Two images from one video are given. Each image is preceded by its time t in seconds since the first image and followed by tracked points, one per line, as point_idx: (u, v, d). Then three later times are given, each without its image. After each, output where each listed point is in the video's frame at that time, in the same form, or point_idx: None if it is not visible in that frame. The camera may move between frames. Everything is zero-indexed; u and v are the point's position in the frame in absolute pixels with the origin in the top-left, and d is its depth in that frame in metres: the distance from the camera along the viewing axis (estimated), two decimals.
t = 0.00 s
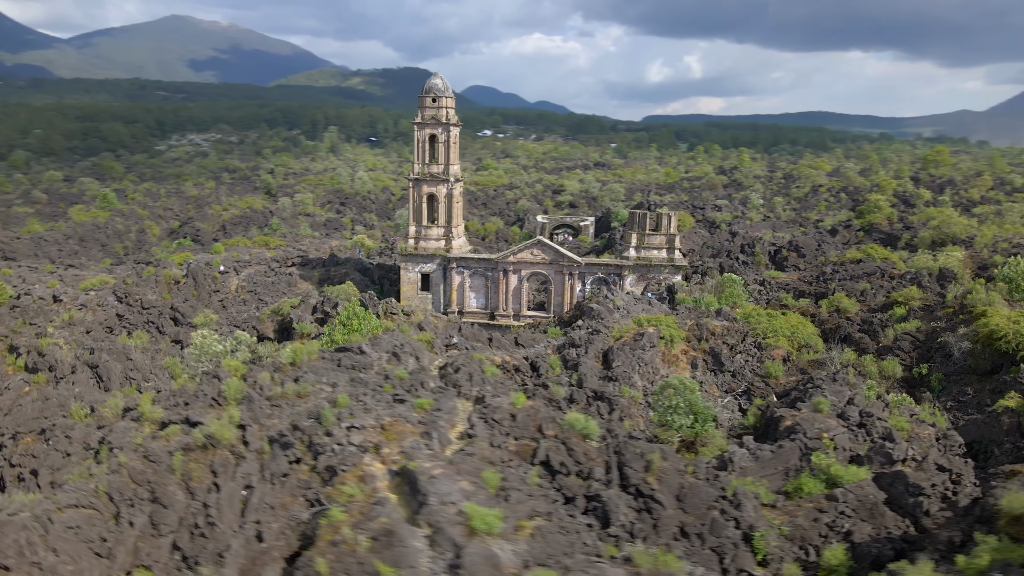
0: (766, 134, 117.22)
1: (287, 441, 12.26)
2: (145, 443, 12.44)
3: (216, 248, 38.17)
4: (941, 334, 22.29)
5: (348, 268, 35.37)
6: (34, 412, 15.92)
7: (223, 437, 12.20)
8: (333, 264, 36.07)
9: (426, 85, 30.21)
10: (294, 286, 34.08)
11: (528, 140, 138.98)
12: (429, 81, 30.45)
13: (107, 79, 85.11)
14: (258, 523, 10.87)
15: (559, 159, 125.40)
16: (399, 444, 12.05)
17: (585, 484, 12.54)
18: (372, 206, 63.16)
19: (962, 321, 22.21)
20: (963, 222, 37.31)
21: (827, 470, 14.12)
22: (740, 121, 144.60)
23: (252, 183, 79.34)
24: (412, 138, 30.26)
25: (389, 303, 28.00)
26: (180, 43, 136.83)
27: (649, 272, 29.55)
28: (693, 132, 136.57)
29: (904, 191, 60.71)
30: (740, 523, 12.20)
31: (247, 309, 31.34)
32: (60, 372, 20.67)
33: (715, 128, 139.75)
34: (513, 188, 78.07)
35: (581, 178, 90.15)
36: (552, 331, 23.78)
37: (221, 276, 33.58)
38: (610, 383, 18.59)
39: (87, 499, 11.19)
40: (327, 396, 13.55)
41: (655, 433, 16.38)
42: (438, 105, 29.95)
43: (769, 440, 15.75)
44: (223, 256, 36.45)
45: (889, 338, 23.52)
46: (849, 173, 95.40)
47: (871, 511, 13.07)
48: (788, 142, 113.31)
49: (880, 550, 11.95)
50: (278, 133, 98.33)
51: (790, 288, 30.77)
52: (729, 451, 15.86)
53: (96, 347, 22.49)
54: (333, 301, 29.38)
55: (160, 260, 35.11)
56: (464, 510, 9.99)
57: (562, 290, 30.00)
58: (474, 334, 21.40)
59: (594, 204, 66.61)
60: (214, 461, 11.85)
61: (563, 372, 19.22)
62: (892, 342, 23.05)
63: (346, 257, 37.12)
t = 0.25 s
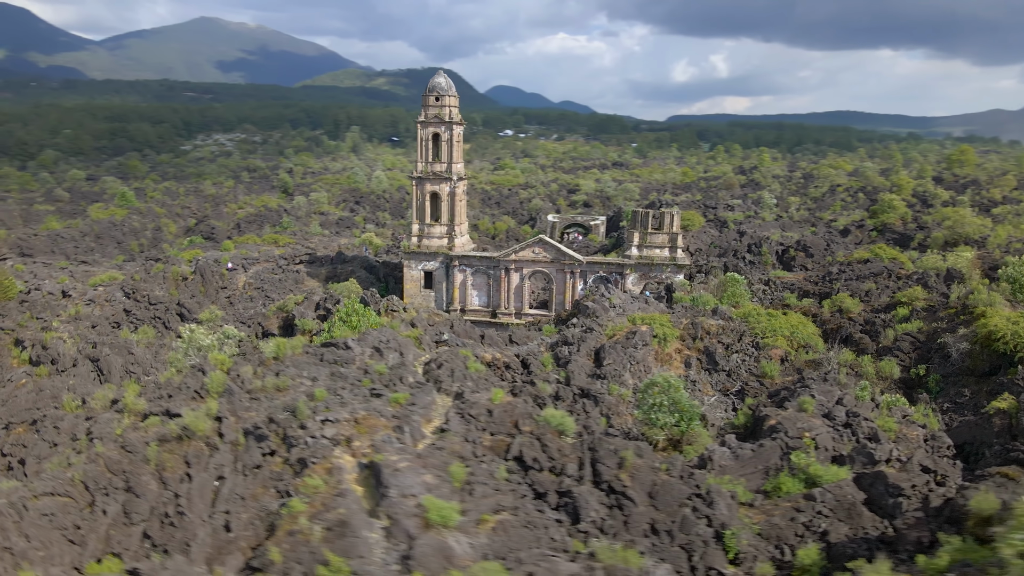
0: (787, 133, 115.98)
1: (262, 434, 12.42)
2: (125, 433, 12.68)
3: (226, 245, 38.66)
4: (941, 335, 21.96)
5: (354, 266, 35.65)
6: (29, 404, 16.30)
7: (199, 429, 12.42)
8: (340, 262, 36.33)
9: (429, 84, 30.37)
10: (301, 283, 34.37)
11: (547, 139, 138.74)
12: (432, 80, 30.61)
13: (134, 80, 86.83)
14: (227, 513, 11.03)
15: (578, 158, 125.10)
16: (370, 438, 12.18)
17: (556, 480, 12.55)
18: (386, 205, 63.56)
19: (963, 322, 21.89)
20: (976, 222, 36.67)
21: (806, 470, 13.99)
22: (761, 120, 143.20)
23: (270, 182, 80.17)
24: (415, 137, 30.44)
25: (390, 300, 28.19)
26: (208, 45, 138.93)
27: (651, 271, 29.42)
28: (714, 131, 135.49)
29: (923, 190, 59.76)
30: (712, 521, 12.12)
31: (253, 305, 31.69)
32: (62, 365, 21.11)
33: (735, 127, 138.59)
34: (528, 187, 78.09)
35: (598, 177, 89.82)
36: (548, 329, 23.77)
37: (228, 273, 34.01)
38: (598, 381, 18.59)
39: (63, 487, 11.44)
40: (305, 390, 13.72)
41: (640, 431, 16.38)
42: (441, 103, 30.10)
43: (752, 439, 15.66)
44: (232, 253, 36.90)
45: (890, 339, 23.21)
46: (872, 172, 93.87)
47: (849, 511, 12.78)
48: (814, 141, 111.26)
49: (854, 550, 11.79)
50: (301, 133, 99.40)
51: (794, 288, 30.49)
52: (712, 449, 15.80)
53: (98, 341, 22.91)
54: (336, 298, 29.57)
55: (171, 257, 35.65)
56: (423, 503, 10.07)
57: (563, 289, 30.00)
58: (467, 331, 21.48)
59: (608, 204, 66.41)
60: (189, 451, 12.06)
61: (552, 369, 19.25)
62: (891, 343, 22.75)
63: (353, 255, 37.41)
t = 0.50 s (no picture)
0: (808, 133, 114.63)
1: (239, 426, 12.61)
2: (106, 424, 12.95)
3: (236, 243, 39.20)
4: (941, 336, 21.64)
5: (360, 263, 35.92)
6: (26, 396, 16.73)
7: (176, 420, 12.66)
8: (347, 260, 36.62)
9: (433, 83, 30.51)
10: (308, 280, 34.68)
11: (568, 139, 138.54)
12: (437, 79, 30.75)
13: (161, 80, 88.40)
14: (199, 502, 11.19)
15: (597, 158, 124.68)
16: (342, 431, 12.32)
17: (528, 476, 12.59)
18: (400, 204, 63.89)
19: (964, 322, 21.59)
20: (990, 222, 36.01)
21: (786, 469, 13.86)
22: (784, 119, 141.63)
23: (288, 181, 80.94)
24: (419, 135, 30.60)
25: (392, 298, 28.38)
26: (235, 46, 140.98)
27: (653, 270, 29.29)
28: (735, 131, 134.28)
29: (943, 190, 58.76)
30: (683, 518, 12.05)
31: (260, 301, 32.05)
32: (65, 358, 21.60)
33: (757, 126, 137.27)
34: (543, 187, 78.03)
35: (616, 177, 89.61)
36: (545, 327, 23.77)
37: (237, 270, 34.48)
38: (587, 378, 18.57)
39: (42, 475, 11.72)
40: (285, 384, 13.92)
41: (626, 428, 16.35)
42: (445, 102, 30.22)
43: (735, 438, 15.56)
44: (242, 251, 37.38)
45: (890, 339, 22.90)
46: (897, 173, 92.42)
47: (826, 511, 12.63)
48: (837, 140, 109.74)
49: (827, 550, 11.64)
50: (321, 133, 100.36)
51: (799, 288, 30.19)
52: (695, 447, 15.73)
53: (102, 335, 23.36)
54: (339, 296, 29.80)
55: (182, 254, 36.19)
56: (383, 495, 10.20)
57: (565, 287, 29.98)
58: (461, 328, 21.58)
59: (622, 204, 66.16)
60: (166, 442, 12.30)
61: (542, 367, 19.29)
62: (891, 343, 22.46)
63: (361, 254, 37.70)
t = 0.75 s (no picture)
0: (831, 132, 113.08)
1: (218, 418, 12.81)
2: (90, 415, 13.27)
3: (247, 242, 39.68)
4: (942, 337, 21.31)
5: (368, 261, 36.21)
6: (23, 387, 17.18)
7: (156, 411, 12.94)
8: (355, 258, 36.91)
9: (439, 81, 30.64)
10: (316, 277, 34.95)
11: (589, 139, 137.97)
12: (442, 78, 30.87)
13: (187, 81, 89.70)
14: (174, 492, 11.35)
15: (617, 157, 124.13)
16: (316, 425, 12.52)
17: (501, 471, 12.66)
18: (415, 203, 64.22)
19: (964, 324, 21.26)
20: (1005, 222, 35.36)
21: (766, 468, 13.74)
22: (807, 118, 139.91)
23: (307, 180, 81.66)
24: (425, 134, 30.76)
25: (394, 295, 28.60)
26: (260, 46, 142.36)
27: (657, 269, 29.16)
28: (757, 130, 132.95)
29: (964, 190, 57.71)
30: (654, 515, 11.99)
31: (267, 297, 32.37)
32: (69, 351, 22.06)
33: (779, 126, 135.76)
34: (559, 186, 77.92)
35: (634, 177, 89.19)
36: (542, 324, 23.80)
37: (246, 268, 34.89)
38: (575, 376, 18.57)
39: (24, 464, 12.02)
40: (267, 378, 14.14)
41: (611, 426, 16.31)
42: (450, 101, 30.32)
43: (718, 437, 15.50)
44: (253, 249, 37.82)
45: (890, 340, 22.59)
46: (923, 172, 90.75)
47: (803, 510, 12.37)
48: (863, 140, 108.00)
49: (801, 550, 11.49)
50: (343, 133, 101.12)
51: (805, 288, 29.89)
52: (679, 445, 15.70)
53: (107, 329, 23.85)
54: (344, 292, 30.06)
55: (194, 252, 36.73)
56: (345, 487, 10.37)
57: (567, 286, 29.98)
58: (455, 326, 21.69)
59: (638, 203, 65.84)
60: (145, 433, 12.58)
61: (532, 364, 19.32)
62: (891, 344, 22.17)
63: (369, 252, 38.01)
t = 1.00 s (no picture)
0: (855, 131, 111.31)
1: (198, 410, 13.05)
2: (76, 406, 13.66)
3: (258, 239, 40.23)
4: (942, 337, 20.97)
5: (376, 259, 36.52)
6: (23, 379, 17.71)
7: (138, 402, 13.29)
8: (363, 256, 37.21)
9: (443, 80, 30.86)
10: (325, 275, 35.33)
11: (609, 138, 137.33)
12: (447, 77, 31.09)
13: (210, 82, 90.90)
14: (150, 481, 11.53)
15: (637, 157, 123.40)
16: (292, 417, 12.77)
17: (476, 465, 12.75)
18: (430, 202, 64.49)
19: (965, 324, 20.93)
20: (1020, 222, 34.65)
21: (744, 467, 13.64)
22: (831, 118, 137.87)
23: (326, 179, 82.30)
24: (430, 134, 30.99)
25: (397, 293, 28.83)
26: (285, 47, 143.81)
27: (659, 268, 29.04)
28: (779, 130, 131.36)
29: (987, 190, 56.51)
30: (626, 511, 11.93)
31: (275, 295, 32.81)
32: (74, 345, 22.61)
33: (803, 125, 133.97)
34: (575, 186, 77.70)
35: (652, 177, 88.59)
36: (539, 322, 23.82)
37: (255, 265, 35.37)
38: (565, 373, 18.56)
39: (9, 452, 12.40)
40: (249, 372, 14.43)
41: (598, 424, 16.25)
42: (454, 100, 30.54)
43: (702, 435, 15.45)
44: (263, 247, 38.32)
45: (891, 340, 22.26)
46: (949, 172, 89.00)
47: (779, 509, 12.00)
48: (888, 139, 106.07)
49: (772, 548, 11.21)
50: (362, 133, 101.77)
51: (810, 287, 29.59)
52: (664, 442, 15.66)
53: (113, 324, 24.40)
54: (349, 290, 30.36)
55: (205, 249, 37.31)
56: (308, 478, 10.62)
57: (570, 284, 29.99)
58: (450, 322, 21.83)
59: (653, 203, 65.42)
60: (126, 423, 12.93)
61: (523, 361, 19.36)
62: (891, 344, 21.87)
63: (377, 249, 38.32)
